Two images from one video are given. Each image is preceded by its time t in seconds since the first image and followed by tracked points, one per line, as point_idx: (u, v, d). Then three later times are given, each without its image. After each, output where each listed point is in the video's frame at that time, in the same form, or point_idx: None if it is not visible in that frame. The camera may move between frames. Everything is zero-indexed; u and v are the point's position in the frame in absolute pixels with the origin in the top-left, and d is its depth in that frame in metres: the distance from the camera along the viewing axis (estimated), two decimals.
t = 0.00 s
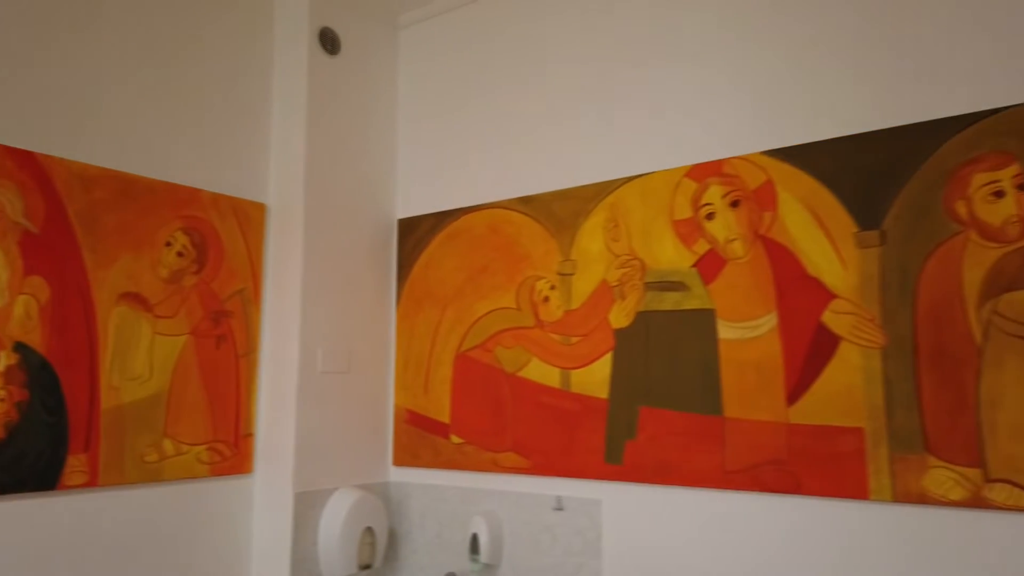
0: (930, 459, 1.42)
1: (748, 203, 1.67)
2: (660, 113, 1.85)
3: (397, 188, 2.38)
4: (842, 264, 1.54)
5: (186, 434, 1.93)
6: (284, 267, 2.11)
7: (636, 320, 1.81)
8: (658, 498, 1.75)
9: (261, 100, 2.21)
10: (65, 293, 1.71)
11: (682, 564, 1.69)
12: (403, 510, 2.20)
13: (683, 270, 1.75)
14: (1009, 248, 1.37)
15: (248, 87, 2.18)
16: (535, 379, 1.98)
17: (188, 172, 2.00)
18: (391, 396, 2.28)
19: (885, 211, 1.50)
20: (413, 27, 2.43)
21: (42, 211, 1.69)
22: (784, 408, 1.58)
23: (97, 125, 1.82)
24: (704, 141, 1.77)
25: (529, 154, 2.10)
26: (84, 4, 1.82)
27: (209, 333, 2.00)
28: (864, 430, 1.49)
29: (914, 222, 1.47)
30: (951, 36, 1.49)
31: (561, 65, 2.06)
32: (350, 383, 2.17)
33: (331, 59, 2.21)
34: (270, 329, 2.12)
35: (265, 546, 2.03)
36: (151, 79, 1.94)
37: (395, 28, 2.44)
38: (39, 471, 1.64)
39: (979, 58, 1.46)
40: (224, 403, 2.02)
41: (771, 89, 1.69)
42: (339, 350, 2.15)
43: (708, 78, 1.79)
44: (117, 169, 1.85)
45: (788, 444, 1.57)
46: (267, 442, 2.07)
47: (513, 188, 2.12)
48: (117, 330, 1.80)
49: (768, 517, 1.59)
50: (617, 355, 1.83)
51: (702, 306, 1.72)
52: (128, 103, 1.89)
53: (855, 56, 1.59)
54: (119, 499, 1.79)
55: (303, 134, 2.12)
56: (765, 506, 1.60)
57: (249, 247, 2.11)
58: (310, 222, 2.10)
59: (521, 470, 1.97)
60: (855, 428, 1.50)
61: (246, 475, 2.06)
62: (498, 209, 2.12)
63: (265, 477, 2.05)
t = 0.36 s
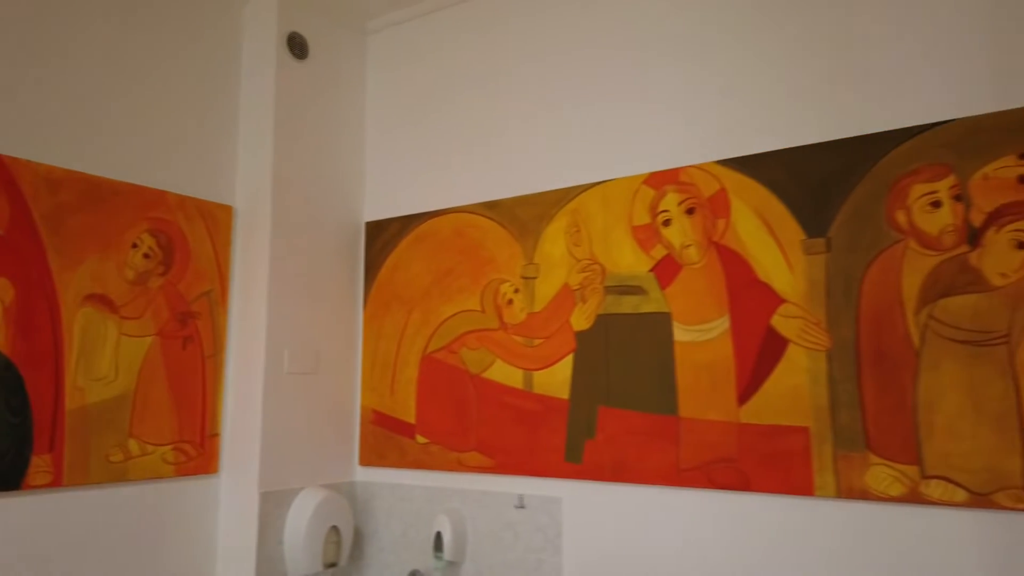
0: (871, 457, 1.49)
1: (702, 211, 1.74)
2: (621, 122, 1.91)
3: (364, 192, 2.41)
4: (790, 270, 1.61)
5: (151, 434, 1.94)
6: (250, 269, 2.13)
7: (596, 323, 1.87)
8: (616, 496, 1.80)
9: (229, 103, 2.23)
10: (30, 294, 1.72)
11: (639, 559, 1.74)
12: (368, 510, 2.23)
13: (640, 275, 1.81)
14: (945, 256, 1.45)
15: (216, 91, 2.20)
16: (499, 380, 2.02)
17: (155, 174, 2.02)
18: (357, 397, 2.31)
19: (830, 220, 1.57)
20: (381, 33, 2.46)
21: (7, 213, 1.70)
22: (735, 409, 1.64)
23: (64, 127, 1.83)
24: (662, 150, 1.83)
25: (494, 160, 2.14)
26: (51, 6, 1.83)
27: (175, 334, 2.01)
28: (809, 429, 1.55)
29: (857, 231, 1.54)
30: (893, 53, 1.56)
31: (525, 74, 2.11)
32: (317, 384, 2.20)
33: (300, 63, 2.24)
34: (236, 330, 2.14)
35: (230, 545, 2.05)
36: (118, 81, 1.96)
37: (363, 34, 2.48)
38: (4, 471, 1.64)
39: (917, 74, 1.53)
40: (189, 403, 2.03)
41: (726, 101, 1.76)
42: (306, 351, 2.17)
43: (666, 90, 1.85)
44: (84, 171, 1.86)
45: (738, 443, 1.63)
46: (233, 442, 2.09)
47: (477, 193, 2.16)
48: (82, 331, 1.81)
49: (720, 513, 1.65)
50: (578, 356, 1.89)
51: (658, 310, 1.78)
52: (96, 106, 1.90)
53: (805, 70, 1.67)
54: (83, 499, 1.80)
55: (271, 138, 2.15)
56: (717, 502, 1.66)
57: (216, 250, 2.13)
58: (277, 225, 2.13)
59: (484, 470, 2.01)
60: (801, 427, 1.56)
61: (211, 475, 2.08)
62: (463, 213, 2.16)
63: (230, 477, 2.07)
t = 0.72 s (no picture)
0: (821, 455, 1.55)
1: (664, 217, 1.79)
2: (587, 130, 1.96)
3: (338, 195, 2.44)
4: (747, 275, 1.67)
5: (123, 434, 1.96)
6: (223, 271, 2.16)
7: (562, 326, 1.92)
8: (580, 494, 1.85)
9: (203, 106, 2.25)
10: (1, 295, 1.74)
11: (601, 555, 1.80)
12: (340, 508, 2.26)
13: (605, 279, 1.87)
14: (890, 263, 1.52)
15: (190, 94, 2.22)
16: (468, 381, 2.07)
17: (128, 176, 2.04)
18: (330, 398, 2.35)
19: (785, 227, 1.63)
20: (356, 39, 2.49)
21: None
22: (694, 409, 1.70)
23: (36, 130, 1.85)
24: (626, 158, 1.89)
25: (464, 166, 2.18)
26: (23, 10, 1.84)
27: (147, 336, 2.04)
28: (763, 428, 1.62)
29: (809, 238, 1.60)
30: (845, 68, 1.63)
31: (495, 82, 2.16)
32: (289, 384, 2.23)
33: (273, 68, 2.27)
34: (209, 331, 2.17)
35: (201, 544, 2.07)
36: (91, 84, 1.97)
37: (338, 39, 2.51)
38: None
39: (868, 89, 1.60)
40: (162, 403, 2.06)
41: (688, 111, 1.82)
42: (278, 352, 2.20)
43: (631, 99, 1.91)
44: (56, 173, 1.88)
45: (697, 442, 1.69)
46: (204, 442, 2.11)
47: (448, 198, 2.20)
48: (54, 333, 1.83)
49: (680, 510, 1.71)
50: (544, 358, 1.94)
51: (622, 313, 1.83)
52: (69, 109, 1.92)
53: (763, 83, 1.73)
54: (55, 499, 1.82)
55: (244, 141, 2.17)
56: (676, 500, 1.72)
57: (189, 251, 2.16)
58: (250, 228, 2.16)
59: (453, 469, 2.06)
60: (756, 426, 1.63)
61: (183, 474, 2.10)
62: (434, 217, 2.20)
63: (202, 476, 2.10)
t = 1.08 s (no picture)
0: (774, 447, 1.61)
1: (627, 218, 1.85)
2: (552, 132, 2.01)
3: (310, 193, 2.47)
4: (705, 274, 1.73)
5: (93, 430, 1.97)
6: (194, 269, 2.18)
7: (528, 323, 1.97)
8: (545, 487, 1.90)
9: (175, 105, 2.27)
10: None
11: (564, 546, 1.85)
12: (310, 503, 2.29)
13: (570, 277, 1.91)
14: (840, 263, 1.58)
15: (161, 92, 2.23)
16: (437, 377, 2.10)
17: (99, 174, 2.05)
18: (301, 394, 2.37)
19: (741, 228, 1.69)
20: (327, 39, 2.52)
21: None
22: (654, 404, 1.76)
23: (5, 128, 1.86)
24: (590, 160, 1.94)
25: (433, 166, 2.22)
26: None
27: (117, 332, 2.05)
28: (720, 422, 1.68)
29: (764, 239, 1.66)
30: (798, 74, 1.69)
31: (464, 84, 2.19)
32: (260, 381, 2.25)
33: (244, 67, 2.29)
34: (180, 328, 2.18)
35: (172, 539, 2.09)
36: (61, 82, 1.99)
37: (309, 39, 2.53)
38: None
39: (820, 95, 1.66)
40: (132, 399, 2.07)
41: (650, 115, 1.87)
42: (249, 349, 2.23)
43: (595, 103, 1.95)
44: (25, 170, 1.89)
45: (656, 435, 1.75)
46: (175, 438, 2.13)
47: (418, 197, 2.24)
48: (23, 329, 1.84)
49: (640, 501, 1.76)
50: (511, 355, 1.98)
51: (586, 311, 1.88)
52: (38, 107, 1.93)
53: (721, 88, 1.78)
54: (24, 494, 1.83)
55: (216, 140, 2.19)
56: (636, 491, 1.77)
57: (160, 249, 2.17)
58: (221, 226, 2.18)
59: (422, 463, 2.09)
60: (713, 420, 1.68)
61: (154, 470, 2.12)
62: (405, 216, 2.24)
63: (173, 472, 2.12)
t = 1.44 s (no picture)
0: (731, 441, 1.66)
1: (591, 217, 1.88)
2: (520, 132, 2.04)
3: (280, 191, 2.48)
4: (666, 273, 1.77)
5: (60, 426, 1.98)
6: (163, 265, 2.19)
7: (495, 320, 2.00)
8: (510, 481, 1.93)
9: (145, 101, 2.27)
10: None
11: (528, 539, 1.88)
12: (279, 499, 2.31)
13: (536, 275, 1.95)
14: (795, 263, 1.63)
15: (131, 89, 2.23)
16: (405, 374, 2.13)
17: (67, 170, 2.05)
18: (271, 390, 2.39)
19: (701, 228, 1.73)
20: (298, 37, 2.53)
21: None
22: (617, 400, 1.80)
23: None
24: (556, 161, 1.97)
25: (402, 164, 2.24)
26: None
27: (85, 329, 2.05)
28: (679, 417, 1.72)
29: (723, 239, 1.71)
30: (756, 78, 1.74)
31: (433, 84, 2.22)
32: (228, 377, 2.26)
33: (214, 65, 2.30)
34: (148, 325, 2.19)
35: (139, 535, 2.10)
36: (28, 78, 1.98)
37: (280, 37, 2.54)
38: None
39: (777, 99, 1.71)
40: (99, 395, 2.08)
41: (614, 117, 1.91)
42: (218, 345, 2.24)
43: (561, 104, 1.99)
44: None
45: (618, 429, 1.79)
46: (143, 434, 2.14)
47: (388, 195, 2.26)
48: None
49: (602, 495, 1.81)
50: (478, 351, 2.01)
51: (551, 309, 1.92)
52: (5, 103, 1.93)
53: (682, 91, 1.83)
54: None
55: (185, 137, 2.20)
56: (598, 485, 1.81)
57: (128, 246, 2.18)
58: (190, 223, 2.19)
59: (390, 458, 2.12)
60: (673, 415, 1.73)
61: (121, 466, 2.12)
62: (375, 214, 2.26)
63: (141, 468, 2.12)
